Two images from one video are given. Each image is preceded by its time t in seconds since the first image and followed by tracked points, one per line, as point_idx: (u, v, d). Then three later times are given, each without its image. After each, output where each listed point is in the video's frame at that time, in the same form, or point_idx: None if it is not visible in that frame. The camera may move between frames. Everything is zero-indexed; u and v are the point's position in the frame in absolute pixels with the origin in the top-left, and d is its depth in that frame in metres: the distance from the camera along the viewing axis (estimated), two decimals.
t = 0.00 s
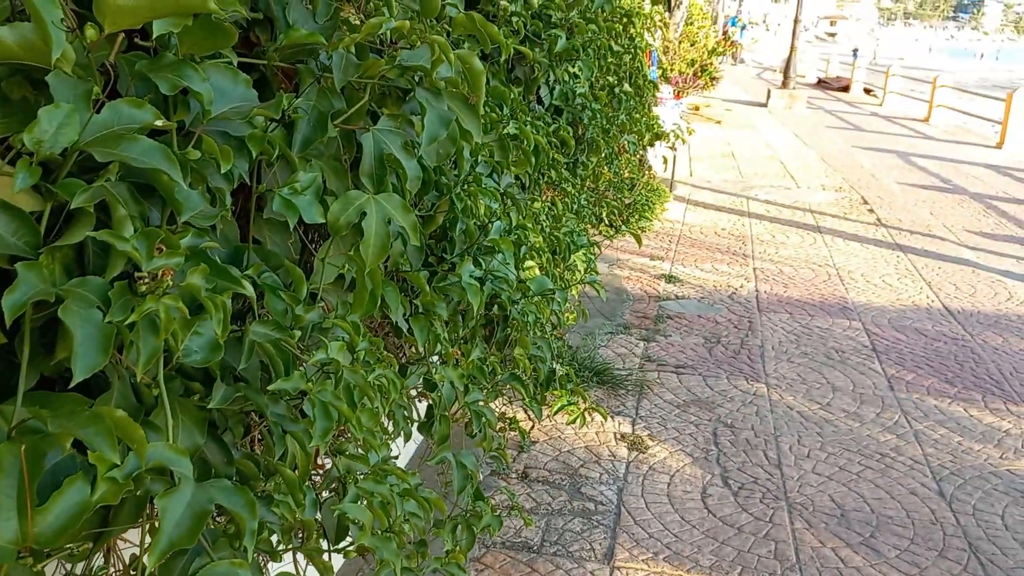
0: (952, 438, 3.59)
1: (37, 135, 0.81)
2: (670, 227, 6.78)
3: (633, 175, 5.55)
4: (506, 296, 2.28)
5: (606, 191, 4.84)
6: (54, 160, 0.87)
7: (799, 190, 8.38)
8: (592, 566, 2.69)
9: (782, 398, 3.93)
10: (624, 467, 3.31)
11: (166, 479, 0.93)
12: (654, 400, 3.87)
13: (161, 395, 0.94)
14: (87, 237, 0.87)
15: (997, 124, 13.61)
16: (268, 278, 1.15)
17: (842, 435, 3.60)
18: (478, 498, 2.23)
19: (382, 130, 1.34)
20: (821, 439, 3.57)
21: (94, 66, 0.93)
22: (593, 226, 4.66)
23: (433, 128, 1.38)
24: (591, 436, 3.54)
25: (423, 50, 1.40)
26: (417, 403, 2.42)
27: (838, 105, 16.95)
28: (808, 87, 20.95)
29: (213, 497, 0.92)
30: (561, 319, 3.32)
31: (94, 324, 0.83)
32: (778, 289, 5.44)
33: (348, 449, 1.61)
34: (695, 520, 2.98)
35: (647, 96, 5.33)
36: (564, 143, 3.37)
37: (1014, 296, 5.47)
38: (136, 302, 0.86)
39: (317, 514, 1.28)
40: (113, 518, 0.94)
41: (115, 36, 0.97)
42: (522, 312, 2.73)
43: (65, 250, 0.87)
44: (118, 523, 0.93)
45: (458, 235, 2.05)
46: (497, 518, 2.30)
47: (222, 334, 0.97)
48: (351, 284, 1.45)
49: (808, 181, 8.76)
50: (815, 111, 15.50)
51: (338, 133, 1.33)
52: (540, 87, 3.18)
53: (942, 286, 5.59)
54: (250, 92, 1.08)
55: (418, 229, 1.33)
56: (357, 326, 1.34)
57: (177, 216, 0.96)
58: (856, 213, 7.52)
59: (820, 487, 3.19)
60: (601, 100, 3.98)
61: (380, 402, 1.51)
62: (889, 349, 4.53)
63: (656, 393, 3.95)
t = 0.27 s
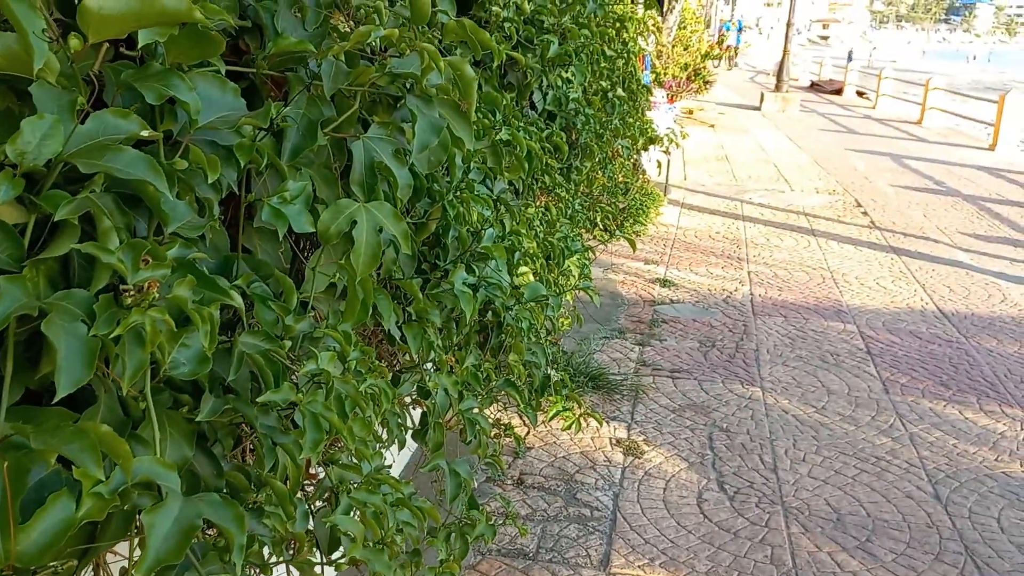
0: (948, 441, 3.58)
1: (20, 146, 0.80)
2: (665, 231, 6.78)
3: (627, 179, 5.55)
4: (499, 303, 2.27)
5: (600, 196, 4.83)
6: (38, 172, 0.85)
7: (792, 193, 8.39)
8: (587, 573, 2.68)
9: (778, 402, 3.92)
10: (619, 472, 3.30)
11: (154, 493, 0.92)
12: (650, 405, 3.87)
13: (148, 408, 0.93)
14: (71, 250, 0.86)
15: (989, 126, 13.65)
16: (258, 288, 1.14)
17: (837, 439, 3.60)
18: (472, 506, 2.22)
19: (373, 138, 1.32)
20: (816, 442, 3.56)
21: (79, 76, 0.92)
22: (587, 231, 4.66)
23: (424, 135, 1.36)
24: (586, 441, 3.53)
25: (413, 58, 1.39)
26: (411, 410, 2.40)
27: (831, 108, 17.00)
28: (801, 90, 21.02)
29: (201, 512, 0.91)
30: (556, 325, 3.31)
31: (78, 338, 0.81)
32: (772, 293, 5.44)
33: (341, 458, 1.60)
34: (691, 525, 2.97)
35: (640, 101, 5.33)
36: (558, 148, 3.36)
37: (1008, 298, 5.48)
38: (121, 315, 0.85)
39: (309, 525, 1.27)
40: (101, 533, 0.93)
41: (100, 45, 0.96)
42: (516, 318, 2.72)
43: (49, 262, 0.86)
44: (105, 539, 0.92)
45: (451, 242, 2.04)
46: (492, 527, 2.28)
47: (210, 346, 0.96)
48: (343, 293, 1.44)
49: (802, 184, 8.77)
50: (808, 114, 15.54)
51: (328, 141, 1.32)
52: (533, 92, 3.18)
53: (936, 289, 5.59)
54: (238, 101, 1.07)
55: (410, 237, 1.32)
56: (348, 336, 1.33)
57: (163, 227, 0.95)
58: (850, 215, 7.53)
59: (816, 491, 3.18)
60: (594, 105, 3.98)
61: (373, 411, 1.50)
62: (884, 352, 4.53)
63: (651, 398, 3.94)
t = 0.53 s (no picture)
0: (946, 443, 3.57)
1: None
2: (661, 234, 6.77)
3: (623, 183, 5.54)
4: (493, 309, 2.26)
5: (595, 199, 4.82)
6: (14, 183, 0.84)
7: (789, 194, 8.38)
8: None
9: (775, 405, 3.91)
10: (617, 477, 3.29)
11: (135, 510, 0.91)
12: (647, 409, 3.85)
13: (129, 422, 0.91)
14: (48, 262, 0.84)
15: (985, 126, 13.66)
16: (243, 297, 1.13)
17: (835, 441, 3.58)
18: (467, 514, 2.20)
19: (360, 145, 1.31)
20: (814, 445, 3.55)
21: (56, 85, 0.91)
22: (583, 235, 4.65)
23: (412, 141, 1.35)
24: (584, 446, 3.52)
25: (399, 64, 1.37)
26: (406, 417, 2.37)
27: (827, 109, 17.01)
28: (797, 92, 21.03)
29: (183, 528, 0.89)
30: (552, 330, 3.29)
31: (54, 352, 0.80)
32: (769, 295, 5.43)
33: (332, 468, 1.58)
34: (688, 530, 2.95)
35: (635, 104, 5.32)
36: (551, 152, 3.34)
37: (1006, 298, 5.47)
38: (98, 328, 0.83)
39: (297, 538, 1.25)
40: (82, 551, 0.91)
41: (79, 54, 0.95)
42: (511, 324, 2.71)
43: (26, 276, 0.84)
44: (86, 557, 0.90)
45: (443, 249, 2.03)
46: (488, 534, 2.26)
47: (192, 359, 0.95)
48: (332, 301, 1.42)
49: (798, 185, 8.77)
50: (804, 115, 15.55)
51: (315, 148, 1.31)
52: (526, 97, 3.17)
53: (934, 289, 5.58)
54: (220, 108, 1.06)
55: (398, 244, 1.30)
56: (337, 344, 1.31)
57: (144, 238, 0.94)
58: (847, 216, 7.52)
59: (814, 495, 3.17)
60: (588, 109, 3.97)
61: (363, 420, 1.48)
62: (882, 353, 4.52)
63: (649, 403, 3.93)
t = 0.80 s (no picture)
0: (941, 446, 3.54)
1: None
2: (656, 237, 6.75)
3: (616, 187, 5.52)
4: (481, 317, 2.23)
5: (588, 204, 4.80)
6: None
7: (784, 196, 8.37)
8: None
9: (770, 409, 3.89)
10: (610, 484, 3.26)
11: (98, 534, 0.88)
12: (641, 415, 3.82)
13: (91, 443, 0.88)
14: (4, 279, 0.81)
15: (979, 126, 13.67)
16: (216, 311, 1.11)
17: (830, 446, 3.56)
18: (456, 525, 2.18)
19: (337, 154, 1.28)
20: (809, 450, 3.52)
21: (15, 97, 0.88)
22: (576, 240, 4.63)
23: (390, 150, 1.33)
24: (577, 453, 3.49)
25: (377, 71, 1.35)
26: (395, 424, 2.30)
27: (822, 111, 17.02)
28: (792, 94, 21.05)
29: (147, 553, 0.88)
30: (543, 336, 3.27)
31: (8, 374, 0.77)
32: (764, 298, 5.41)
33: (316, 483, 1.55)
34: (682, 538, 2.92)
35: (628, 108, 5.30)
36: (541, 158, 3.32)
37: (1001, 299, 5.45)
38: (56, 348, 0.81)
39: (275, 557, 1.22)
40: None
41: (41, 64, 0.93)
42: (501, 331, 2.68)
43: None
44: None
45: (429, 257, 2.00)
46: (478, 545, 2.24)
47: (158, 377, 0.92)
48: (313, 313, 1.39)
49: (793, 188, 8.76)
50: (799, 117, 15.55)
51: (291, 157, 1.28)
52: (515, 102, 3.15)
53: (929, 291, 5.57)
54: (189, 118, 1.03)
55: (377, 256, 1.27)
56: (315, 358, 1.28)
57: (107, 254, 0.92)
58: (841, 218, 7.51)
59: (809, 500, 3.14)
60: (579, 113, 3.94)
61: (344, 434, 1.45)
62: (877, 356, 4.49)
63: (642, 408, 3.90)
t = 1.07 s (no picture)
0: (936, 451, 3.51)
1: None
2: (649, 240, 6.72)
3: (609, 190, 5.48)
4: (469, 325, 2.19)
5: (581, 207, 4.76)
6: None
7: (778, 198, 8.34)
8: None
9: (763, 414, 3.85)
10: (602, 492, 3.22)
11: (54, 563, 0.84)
12: (633, 421, 3.79)
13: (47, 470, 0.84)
14: None
15: (972, 127, 13.68)
16: (185, 325, 1.07)
17: (824, 451, 3.52)
18: (444, 537, 2.14)
19: (313, 162, 1.24)
20: (803, 456, 3.49)
21: None
22: (569, 244, 4.59)
23: (368, 157, 1.28)
24: (569, 460, 3.45)
25: (350, 75, 1.30)
26: (381, 433, 2.24)
27: (816, 113, 17.01)
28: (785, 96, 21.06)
29: None
30: (534, 342, 3.23)
31: None
32: (758, 301, 5.38)
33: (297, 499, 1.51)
34: (675, 546, 2.89)
35: (620, 110, 5.26)
36: (532, 162, 3.28)
37: (995, 301, 5.43)
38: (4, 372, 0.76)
39: None
40: None
41: None
42: (490, 338, 2.64)
43: None
44: None
45: (414, 265, 1.96)
46: (466, 557, 2.20)
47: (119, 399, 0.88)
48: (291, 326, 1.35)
49: (786, 190, 8.74)
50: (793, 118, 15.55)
51: (265, 165, 1.24)
52: (505, 105, 3.11)
53: (923, 294, 5.54)
54: (155, 127, 1.00)
55: (354, 266, 1.23)
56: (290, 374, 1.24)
57: (62, 270, 0.89)
58: (835, 220, 7.48)
59: (803, 507, 3.11)
60: (571, 116, 3.91)
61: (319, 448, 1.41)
62: (871, 360, 4.47)
63: (635, 414, 3.86)
